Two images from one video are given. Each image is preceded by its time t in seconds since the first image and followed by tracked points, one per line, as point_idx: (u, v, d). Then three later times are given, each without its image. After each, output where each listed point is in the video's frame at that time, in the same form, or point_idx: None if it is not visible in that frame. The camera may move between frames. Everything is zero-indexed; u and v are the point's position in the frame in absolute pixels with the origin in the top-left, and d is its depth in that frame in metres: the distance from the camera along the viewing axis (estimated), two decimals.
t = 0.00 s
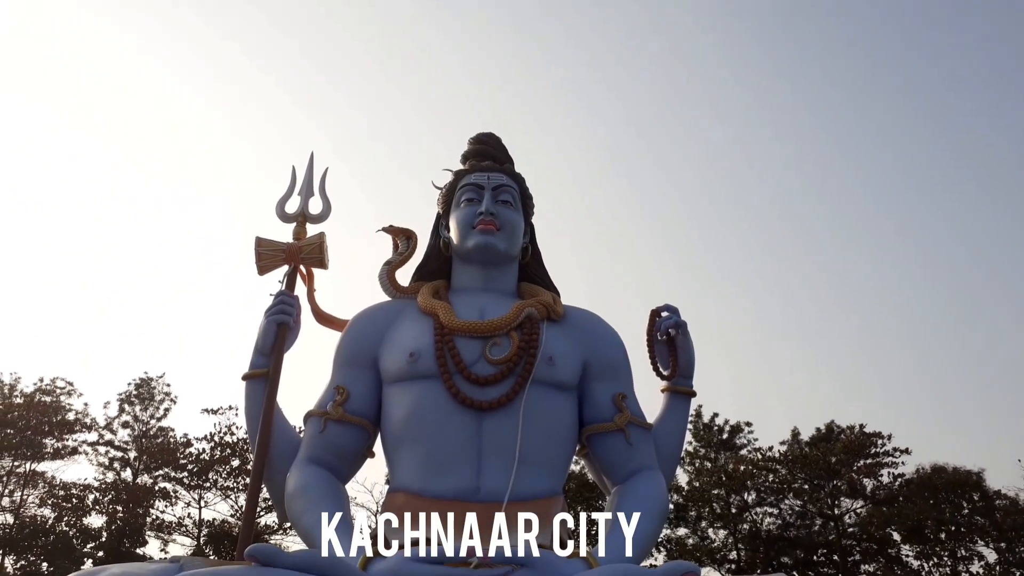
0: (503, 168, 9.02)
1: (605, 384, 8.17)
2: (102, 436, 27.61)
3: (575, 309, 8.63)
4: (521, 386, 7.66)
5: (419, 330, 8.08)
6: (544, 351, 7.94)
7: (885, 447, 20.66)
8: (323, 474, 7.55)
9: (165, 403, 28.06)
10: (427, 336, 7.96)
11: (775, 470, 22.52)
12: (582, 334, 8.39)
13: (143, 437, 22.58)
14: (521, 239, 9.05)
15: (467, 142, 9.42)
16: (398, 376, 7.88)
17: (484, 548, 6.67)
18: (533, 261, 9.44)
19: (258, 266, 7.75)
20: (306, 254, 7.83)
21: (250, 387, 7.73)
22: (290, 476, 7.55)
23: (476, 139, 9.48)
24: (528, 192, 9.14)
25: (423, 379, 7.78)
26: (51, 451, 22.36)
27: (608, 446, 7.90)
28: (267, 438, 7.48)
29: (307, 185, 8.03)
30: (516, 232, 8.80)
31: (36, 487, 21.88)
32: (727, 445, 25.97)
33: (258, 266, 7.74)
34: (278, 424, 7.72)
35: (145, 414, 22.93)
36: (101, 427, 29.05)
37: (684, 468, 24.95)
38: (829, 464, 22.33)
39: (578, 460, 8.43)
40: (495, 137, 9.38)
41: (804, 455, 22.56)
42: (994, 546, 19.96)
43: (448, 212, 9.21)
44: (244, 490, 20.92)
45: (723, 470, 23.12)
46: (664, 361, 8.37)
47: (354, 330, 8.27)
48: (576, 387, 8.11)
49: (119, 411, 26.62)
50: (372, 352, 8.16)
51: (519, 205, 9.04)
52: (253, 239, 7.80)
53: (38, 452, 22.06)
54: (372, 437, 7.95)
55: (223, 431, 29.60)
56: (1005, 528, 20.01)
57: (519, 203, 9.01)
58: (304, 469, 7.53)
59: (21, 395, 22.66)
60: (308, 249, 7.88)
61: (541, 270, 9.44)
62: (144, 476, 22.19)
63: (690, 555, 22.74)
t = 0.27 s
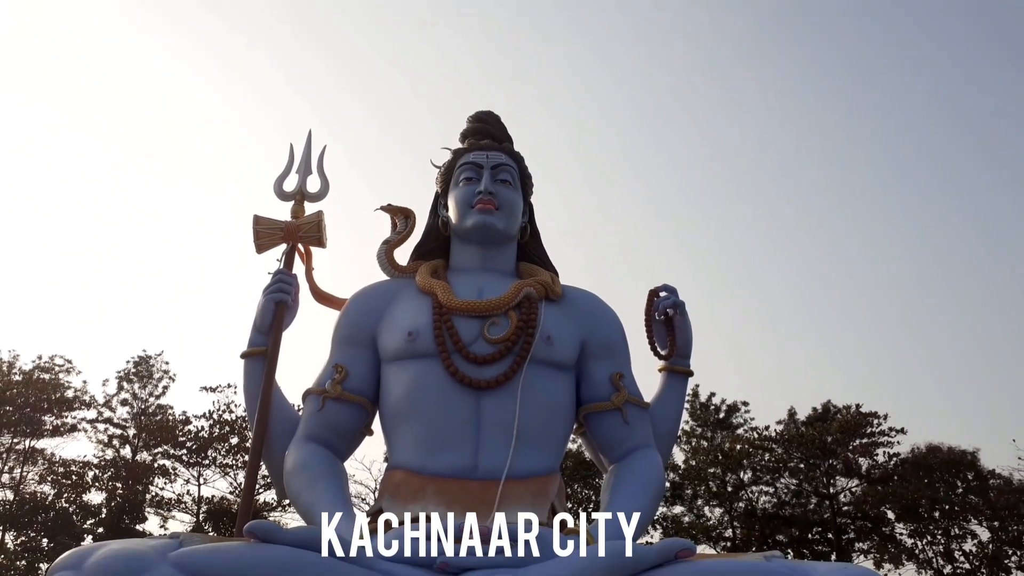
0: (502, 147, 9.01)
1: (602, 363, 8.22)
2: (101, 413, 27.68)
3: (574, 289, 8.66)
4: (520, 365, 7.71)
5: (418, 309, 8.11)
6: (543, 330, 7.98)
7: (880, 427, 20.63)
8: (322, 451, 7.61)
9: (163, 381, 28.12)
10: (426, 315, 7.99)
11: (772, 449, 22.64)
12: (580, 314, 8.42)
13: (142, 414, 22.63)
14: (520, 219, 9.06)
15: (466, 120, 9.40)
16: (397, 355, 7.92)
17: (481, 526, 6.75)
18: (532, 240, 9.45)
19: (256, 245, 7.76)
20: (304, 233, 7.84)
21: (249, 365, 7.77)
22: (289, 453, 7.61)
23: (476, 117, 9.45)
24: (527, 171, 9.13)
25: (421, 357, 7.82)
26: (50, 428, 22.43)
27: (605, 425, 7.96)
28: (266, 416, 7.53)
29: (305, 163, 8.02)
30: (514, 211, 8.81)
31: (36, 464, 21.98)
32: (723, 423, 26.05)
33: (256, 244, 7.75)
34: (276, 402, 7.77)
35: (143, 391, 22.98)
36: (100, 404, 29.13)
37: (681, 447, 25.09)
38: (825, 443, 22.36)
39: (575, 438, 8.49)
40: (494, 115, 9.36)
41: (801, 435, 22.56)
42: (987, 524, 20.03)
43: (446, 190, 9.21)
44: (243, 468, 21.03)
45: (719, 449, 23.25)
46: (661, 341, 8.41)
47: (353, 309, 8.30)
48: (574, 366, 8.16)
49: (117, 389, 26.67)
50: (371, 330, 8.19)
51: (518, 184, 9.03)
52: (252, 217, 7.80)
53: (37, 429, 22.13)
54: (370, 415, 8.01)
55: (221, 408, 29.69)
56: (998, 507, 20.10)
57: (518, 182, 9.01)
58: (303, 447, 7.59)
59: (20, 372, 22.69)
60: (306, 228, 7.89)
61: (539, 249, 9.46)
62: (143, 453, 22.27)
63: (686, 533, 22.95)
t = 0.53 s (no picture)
0: (497, 126, 8.98)
1: (598, 344, 8.26)
2: (97, 393, 27.72)
3: (569, 269, 8.68)
4: (515, 346, 7.74)
5: (413, 290, 8.12)
6: (539, 311, 8.01)
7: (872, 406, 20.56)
8: (318, 431, 7.66)
9: (159, 361, 28.15)
10: (422, 296, 8.01)
11: (766, 428, 22.76)
12: (576, 294, 8.45)
13: (137, 394, 22.61)
14: (516, 199, 9.05)
15: (462, 100, 9.37)
16: (393, 336, 7.95)
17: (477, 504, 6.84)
18: (528, 221, 9.45)
19: (251, 225, 7.76)
20: (299, 213, 7.84)
21: (244, 345, 7.80)
22: (286, 433, 7.67)
23: (471, 96, 9.42)
24: (523, 151, 9.11)
25: (417, 338, 7.85)
26: (46, 409, 22.47)
27: (600, 405, 8.00)
28: (262, 397, 7.57)
29: (300, 143, 8.00)
30: (510, 191, 8.81)
31: (33, 444, 22.02)
32: (717, 403, 26.15)
33: (251, 225, 7.75)
34: (273, 382, 7.81)
35: (139, 372, 23.00)
36: (96, 384, 29.16)
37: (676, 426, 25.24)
38: (819, 422, 22.43)
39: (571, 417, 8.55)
40: (489, 94, 9.32)
41: (795, 414, 22.65)
42: (978, 502, 20.12)
43: (442, 170, 9.19)
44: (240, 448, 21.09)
45: (714, 428, 23.37)
46: (657, 321, 8.44)
47: (348, 290, 8.31)
48: (569, 346, 8.20)
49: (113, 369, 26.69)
50: (367, 311, 8.21)
51: (514, 164, 9.02)
52: (246, 198, 7.79)
53: (34, 409, 22.16)
54: (367, 395, 8.05)
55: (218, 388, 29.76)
56: (990, 485, 20.15)
57: (514, 162, 9.00)
58: (300, 427, 7.65)
59: (15, 353, 22.68)
60: (301, 208, 7.88)
61: (535, 229, 9.46)
62: (140, 433, 22.33)
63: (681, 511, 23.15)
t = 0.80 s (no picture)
0: (497, 106, 8.96)
1: (597, 325, 8.29)
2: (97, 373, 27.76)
3: (568, 251, 8.69)
4: (514, 327, 7.76)
5: (412, 270, 8.13)
6: (537, 292, 8.02)
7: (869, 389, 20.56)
8: (318, 411, 7.71)
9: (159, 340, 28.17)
10: (421, 277, 8.02)
11: (763, 410, 22.85)
12: (574, 276, 8.46)
13: (136, 373, 22.58)
14: (515, 180, 9.04)
15: (461, 79, 9.33)
16: (392, 316, 7.97)
17: (475, 483, 6.91)
18: (527, 202, 9.45)
19: (250, 205, 7.77)
20: (298, 193, 7.84)
21: (244, 325, 7.82)
22: (285, 413, 7.71)
23: (470, 76, 9.39)
24: (523, 132, 9.09)
25: (416, 319, 7.87)
26: (46, 387, 22.52)
27: (598, 386, 8.04)
28: (262, 376, 7.61)
29: (298, 122, 7.98)
30: (509, 172, 8.80)
31: (33, 423, 22.09)
32: (716, 384, 26.24)
33: (250, 204, 7.75)
34: (272, 362, 7.85)
35: (138, 351, 23.03)
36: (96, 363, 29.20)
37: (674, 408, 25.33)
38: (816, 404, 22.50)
39: (569, 398, 8.60)
40: (488, 74, 9.29)
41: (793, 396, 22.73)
42: (973, 485, 20.19)
43: (440, 151, 9.17)
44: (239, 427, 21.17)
45: (711, 410, 23.46)
46: (656, 303, 8.46)
47: (347, 270, 8.32)
48: (568, 328, 8.23)
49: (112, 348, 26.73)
50: (366, 291, 8.22)
51: (513, 144, 9.00)
52: (245, 177, 7.79)
53: (33, 388, 22.20)
54: (365, 375, 8.08)
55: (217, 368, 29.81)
56: (985, 468, 20.20)
57: (513, 142, 8.98)
58: (299, 406, 7.69)
59: (15, 332, 22.69)
60: (300, 188, 7.88)
61: (534, 210, 9.46)
62: (139, 412, 22.39)
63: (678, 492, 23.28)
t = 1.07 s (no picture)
0: (500, 90, 8.93)
1: (599, 310, 8.31)
2: (100, 354, 27.84)
3: (571, 235, 8.70)
4: (516, 311, 7.79)
5: (415, 254, 8.15)
6: (540, 277, 8.04)
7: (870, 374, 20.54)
8: (320, 393, 7.76)
9: (161, 322, 28.23)
10: (423, 260, 8.03)
11: (764, 395, 22.90)
12: (577, 260, 8.47)
13: (140, 356, 22.60)
14: (518, 164, 9.03)
15: (464, 62, 9.31)
16: (394, 300, 7.99)
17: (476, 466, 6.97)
18: (530, 186, 9.44)
19: (252, 188, 7.77)
20: (300, 175, 7.85)
21: (246, 307, 7.86)
22: (288, 395, 7.75)
23: (474, 58, 9.36)
24: (526, 115, 9.07)
25: (419, 303, 7.89)
26: (49, 369, 22.59)
27: (600, 370, 8.07)
28: (264, 359, 7.64)
29: (300, 104, 7.97)
30: (512, 155, 8.79)
31: (37, 404, 22.19)
32: (717, 369, 26.28)
33: (253, 186, 7.76)
34: (275, 344, 7.89)
35: (141, 333, 23.08)
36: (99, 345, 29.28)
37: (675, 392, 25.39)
38: (817, 389, 22.54)
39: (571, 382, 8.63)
40: (492, 56, 9.26)
41: (794, 381, 22.78)
42: (973, 471, 20.23)
43: (443, 134, 9.16)
44: (242, 409, 21.25)
45: (712, 394, 23.50)
46: (658, 288, 8.48)
47: (350, 253, 8.34)
48: (570, 312, 8.25)
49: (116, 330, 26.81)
50: (368, 275, 8.24)
51: (516, 128, 8.99)
52: (247, 159, 7.79)
53: (37, 369, 22.27)
54: (368, 359, 8.12)
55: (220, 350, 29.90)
56: (986, 454, 20.23)
57: (516, 125, 8.97)
58: (302, 389, 7.73)
59: (18, 313, 22.75)
60: (302, 170, 7.89)
61: (537, 195, 9.46)
62: (142, 394, 22.47)
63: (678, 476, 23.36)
